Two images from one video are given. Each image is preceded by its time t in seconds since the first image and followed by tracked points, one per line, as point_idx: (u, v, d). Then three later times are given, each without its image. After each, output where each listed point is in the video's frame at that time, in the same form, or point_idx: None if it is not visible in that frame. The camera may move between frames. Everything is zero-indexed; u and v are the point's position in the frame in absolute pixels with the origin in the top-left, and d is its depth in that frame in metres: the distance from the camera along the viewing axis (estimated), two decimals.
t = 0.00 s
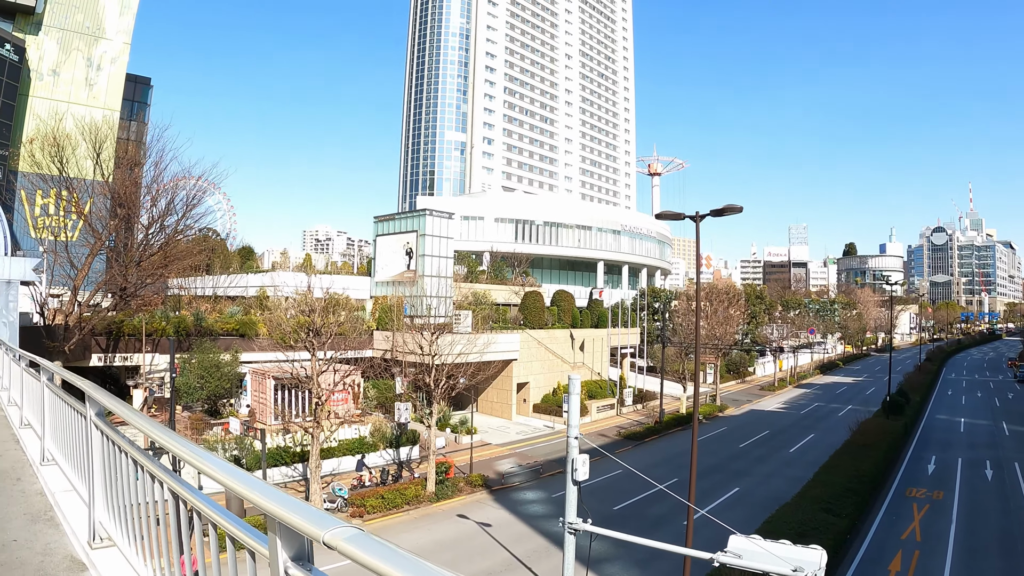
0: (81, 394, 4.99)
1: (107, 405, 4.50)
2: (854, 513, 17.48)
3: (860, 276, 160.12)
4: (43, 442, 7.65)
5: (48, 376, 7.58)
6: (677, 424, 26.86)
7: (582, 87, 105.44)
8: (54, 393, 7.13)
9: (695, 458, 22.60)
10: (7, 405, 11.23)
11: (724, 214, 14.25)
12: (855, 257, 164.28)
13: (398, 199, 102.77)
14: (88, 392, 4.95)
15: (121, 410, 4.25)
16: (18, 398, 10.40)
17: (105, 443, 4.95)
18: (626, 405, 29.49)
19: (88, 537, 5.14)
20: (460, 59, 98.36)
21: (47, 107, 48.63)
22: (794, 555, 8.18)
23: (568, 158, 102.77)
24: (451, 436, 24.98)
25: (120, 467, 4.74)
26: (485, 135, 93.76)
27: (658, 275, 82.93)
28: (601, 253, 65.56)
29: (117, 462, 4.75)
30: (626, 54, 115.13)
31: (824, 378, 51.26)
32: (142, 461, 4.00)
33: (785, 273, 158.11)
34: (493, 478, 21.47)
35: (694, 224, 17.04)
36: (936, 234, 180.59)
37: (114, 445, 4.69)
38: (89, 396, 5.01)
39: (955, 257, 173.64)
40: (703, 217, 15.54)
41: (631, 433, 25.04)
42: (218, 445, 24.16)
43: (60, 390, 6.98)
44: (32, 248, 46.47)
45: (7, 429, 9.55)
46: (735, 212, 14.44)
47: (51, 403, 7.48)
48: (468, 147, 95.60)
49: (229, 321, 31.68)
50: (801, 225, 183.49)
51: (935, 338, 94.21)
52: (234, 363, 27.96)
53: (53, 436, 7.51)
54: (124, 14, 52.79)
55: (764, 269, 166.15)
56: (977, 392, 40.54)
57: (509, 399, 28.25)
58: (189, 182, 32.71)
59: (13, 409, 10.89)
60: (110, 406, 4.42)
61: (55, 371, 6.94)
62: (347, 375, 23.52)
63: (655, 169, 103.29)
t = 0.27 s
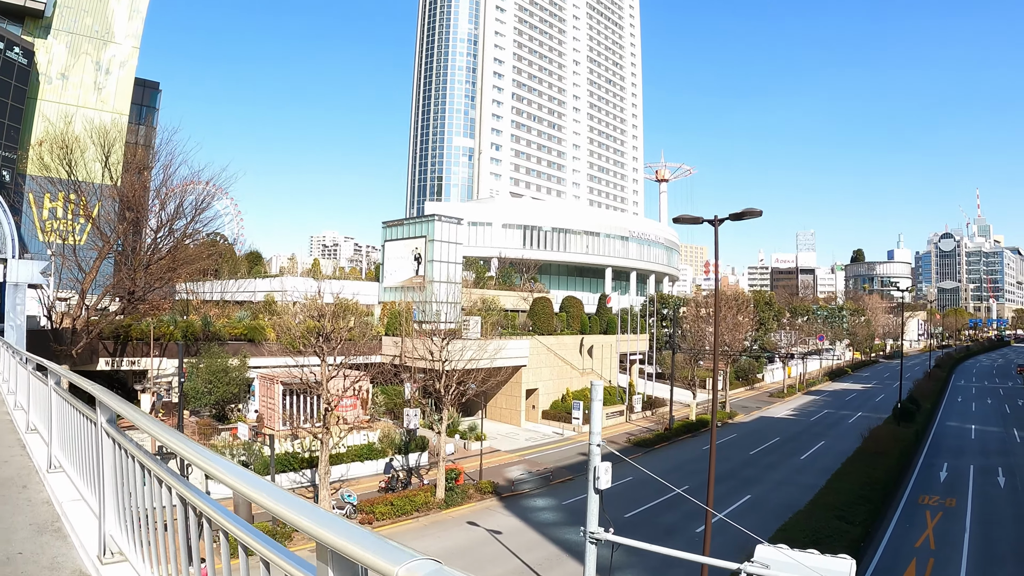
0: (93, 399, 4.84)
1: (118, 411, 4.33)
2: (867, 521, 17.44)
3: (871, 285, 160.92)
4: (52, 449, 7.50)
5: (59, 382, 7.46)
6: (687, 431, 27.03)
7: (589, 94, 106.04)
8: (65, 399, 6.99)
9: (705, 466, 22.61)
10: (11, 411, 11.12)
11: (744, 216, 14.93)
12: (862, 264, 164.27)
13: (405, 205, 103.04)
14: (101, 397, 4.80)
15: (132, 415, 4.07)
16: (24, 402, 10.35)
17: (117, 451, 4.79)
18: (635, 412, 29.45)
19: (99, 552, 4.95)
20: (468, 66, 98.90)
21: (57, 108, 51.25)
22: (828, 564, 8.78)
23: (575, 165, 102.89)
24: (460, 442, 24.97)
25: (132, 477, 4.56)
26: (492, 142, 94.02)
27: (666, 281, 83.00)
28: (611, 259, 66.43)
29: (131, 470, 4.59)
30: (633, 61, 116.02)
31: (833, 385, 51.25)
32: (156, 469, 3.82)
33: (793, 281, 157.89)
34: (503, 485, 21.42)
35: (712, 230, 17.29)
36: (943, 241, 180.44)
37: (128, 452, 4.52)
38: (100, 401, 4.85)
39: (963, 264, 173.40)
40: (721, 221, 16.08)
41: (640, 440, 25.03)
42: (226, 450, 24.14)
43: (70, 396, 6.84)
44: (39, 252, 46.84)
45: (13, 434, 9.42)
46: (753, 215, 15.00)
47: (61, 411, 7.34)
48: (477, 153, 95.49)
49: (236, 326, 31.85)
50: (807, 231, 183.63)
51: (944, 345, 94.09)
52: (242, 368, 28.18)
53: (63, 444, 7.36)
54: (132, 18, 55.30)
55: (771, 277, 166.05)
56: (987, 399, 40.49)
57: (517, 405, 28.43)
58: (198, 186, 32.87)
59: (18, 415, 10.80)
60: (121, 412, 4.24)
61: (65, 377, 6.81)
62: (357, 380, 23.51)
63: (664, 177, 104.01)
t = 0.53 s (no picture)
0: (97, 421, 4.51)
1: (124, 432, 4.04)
2: (879, 532, 17.37)
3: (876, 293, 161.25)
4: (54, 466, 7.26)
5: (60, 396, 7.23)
6: (694, 439, 27.01)
7: (595, 101, 106.22)
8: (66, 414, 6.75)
9: (713, 475, 22.59)
10: (15, 420, 11.04)
11: (761, 224, 14.99)
12: (867, 271, 164.33)
13: (410, 212, 103.25)
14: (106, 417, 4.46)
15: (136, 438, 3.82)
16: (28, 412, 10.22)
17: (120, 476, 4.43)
18: (641, 421, 29.93)
19: None
20: (473, 73, 99.31)
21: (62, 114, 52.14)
22: None
23: (580, 172, 102.99)
24: (467, 451, 24.95)
25: (133, 503, 4.27)
26: (497, 149, 94.26)
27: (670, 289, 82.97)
28: (616, 267, 66.51)
29: (132, 495, 4.30)
30: (638, 69, 116.30)
31: (840, 393, 51.22)
32: (156, 493, 3.58)
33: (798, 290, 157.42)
34: (510, 495, 21.34)
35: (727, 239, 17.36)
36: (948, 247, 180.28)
37: (127, 474, 4.27)
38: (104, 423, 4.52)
39: (968, 270, 173.11)
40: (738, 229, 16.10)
41: (647, 449, 25.02)
42: (231, 461, 24.09)
43: (72, 411, 6.60)
44: (44, 257, 47.34)
45: (15, 448, 9.30)
46: (771, 223, 15.08)
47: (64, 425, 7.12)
48: (481, 160, 96.09)
49: (242, 334, 31.90)
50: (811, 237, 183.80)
51: (950, 353, 93.94)
52: (247, 377, 28.17)
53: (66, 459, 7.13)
54: (137, 24, 56.42)
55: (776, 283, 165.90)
56: (995, 407, 40.42)
57: (523, 414, 28.66)
58: (203, 193, 32.90)
59: (21, 425, 10.69)
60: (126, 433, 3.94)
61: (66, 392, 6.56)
62: (364, 389, 23.45)
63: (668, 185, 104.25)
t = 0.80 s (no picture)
0: (106, 432, 4.40)
1: (132, 443, 3.95)
2: (888, 540, 17.38)
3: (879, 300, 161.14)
4: (58, 476, 7.18)
5: (65, 405, 7.15)
6: (699, 447, 27.05)
7: (598, 108, 106.54)
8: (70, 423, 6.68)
9: (719, 483, 22.65)
10: (18, 427, 10.96)
11: (776, 229, 15.05)
12: (870, 278, 164.40)
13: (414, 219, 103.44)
14: (114, 428, 4.35)
15: (147, 450, 3.77)
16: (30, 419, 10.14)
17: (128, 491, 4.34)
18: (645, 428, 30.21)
19: None
20: (477, 80, 99.84)
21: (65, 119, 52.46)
22: None
23: (584, 179, 103.25)
24: (472, 458, 24.98)
25: (140, 514, 4.22)
26: (501, 156, 94.60)
27: (673, 295, 83.02)
28: (619, 273, 66.69)
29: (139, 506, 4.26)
30: (642, 76, 116.65)
31: (844, 400, 51.24)
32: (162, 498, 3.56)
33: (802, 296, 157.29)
34: (515, 503, 21.32)
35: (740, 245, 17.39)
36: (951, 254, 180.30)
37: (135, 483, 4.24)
38: (113, 435, 4.42)
39: (972, 276, 173.01)
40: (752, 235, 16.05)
41: (652, 457, 25.05)
42: (235, 468, 24.05)
43: (77, 420, 6.52)
44: (47, 262, 47.68)
45: (18, 456, 9.22)
46: (785, 229, 15.07)
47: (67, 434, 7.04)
48: (485, 168, 96.44)
49: (245, 340, 31.92)
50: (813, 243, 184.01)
51: (954, 360, 93.87)
52: (250, 384, 28.15)
53: (69, 469, 7.05)
54: (142, 29, 56.82)
55: (779, 290, 165.94)
56: (1000, 414, 40.45)
57: (528, 421, 28.81)
58: (206, 199, 32.98)
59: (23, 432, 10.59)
60: (138, 446, 3.86)
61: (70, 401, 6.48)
62: (369, 396, 23.43)
63: (671, 192, 104.38)
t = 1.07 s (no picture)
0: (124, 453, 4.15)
1: (152, 468, 3.72)
2: (897, 548, 17.36)
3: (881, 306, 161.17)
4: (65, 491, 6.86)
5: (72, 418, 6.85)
6: (705, 455, 27.08)
7: (600, 115, 106.91)
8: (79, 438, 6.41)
9: (724, 492, 22.71)
10: (21, 437, 10.86)
11: (790, 237, 15.13)
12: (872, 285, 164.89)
13: (416, 226, 103.36)
14: (133, 450, 4.09)
15: (169, 476, 3.54)
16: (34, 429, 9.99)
17: (146, 515, 4.15)
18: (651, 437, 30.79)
19: None
20: (479, 86, 100.17)
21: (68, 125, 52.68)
22: None
23: (586, 186, 103.43)
24: (476, 467, 24.98)
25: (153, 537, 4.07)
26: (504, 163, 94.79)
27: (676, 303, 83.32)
28: (620, 281, 66.95)
29: (151, 529, 4.12)
30: (644, 83, 117.13)
31: (848, 408, 51.38)
32: (176, 520, 3.43)
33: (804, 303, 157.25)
34: (521, 512, 21.31)
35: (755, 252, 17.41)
36: (953, 261, 180.90)
37: (146, 505, 4.10)
38: (131, 458, 4.17)
39: (974, 283, 173.07)
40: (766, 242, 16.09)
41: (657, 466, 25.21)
42: (239, 476, 24.04)
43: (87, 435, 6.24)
44: (49, 268, 47.91)
45: (21, 467, 8.83)
46: (800, 236, 15.14)
47: (75, 449, 6.75)
48: (488, 175, 96.62)
49: (249, 347, 32.02)
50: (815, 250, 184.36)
51: (957, 367, 94.07)
52: (254, 392, 28.16)
53: (77, 484, 6.74)
54: (145, 36, 57.13)
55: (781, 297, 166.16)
56: (1005, 422, 40.55)
57: (532, 429, 28.93)
58: (211, 206, 33.11)
59: (26, 442, 10.47)
60: (158, 470, 3.62)
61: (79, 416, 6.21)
62: (374, 404, 23.44)
63: (673, 199, 104.52)
